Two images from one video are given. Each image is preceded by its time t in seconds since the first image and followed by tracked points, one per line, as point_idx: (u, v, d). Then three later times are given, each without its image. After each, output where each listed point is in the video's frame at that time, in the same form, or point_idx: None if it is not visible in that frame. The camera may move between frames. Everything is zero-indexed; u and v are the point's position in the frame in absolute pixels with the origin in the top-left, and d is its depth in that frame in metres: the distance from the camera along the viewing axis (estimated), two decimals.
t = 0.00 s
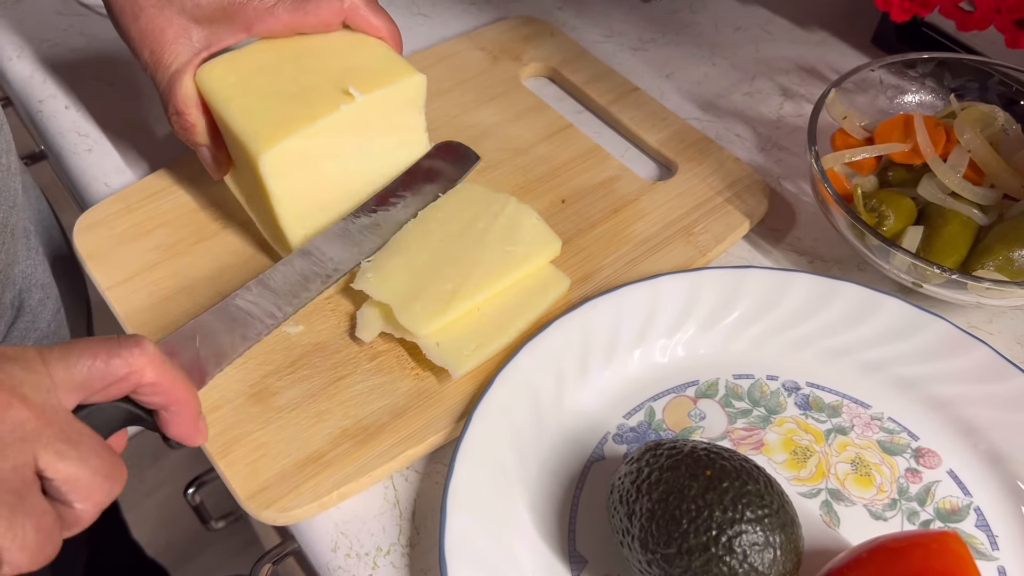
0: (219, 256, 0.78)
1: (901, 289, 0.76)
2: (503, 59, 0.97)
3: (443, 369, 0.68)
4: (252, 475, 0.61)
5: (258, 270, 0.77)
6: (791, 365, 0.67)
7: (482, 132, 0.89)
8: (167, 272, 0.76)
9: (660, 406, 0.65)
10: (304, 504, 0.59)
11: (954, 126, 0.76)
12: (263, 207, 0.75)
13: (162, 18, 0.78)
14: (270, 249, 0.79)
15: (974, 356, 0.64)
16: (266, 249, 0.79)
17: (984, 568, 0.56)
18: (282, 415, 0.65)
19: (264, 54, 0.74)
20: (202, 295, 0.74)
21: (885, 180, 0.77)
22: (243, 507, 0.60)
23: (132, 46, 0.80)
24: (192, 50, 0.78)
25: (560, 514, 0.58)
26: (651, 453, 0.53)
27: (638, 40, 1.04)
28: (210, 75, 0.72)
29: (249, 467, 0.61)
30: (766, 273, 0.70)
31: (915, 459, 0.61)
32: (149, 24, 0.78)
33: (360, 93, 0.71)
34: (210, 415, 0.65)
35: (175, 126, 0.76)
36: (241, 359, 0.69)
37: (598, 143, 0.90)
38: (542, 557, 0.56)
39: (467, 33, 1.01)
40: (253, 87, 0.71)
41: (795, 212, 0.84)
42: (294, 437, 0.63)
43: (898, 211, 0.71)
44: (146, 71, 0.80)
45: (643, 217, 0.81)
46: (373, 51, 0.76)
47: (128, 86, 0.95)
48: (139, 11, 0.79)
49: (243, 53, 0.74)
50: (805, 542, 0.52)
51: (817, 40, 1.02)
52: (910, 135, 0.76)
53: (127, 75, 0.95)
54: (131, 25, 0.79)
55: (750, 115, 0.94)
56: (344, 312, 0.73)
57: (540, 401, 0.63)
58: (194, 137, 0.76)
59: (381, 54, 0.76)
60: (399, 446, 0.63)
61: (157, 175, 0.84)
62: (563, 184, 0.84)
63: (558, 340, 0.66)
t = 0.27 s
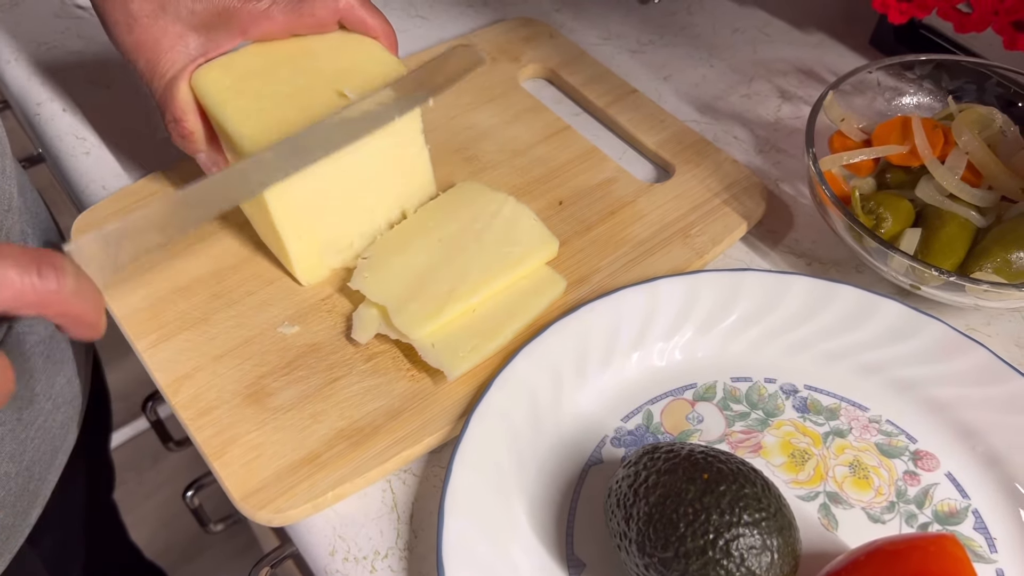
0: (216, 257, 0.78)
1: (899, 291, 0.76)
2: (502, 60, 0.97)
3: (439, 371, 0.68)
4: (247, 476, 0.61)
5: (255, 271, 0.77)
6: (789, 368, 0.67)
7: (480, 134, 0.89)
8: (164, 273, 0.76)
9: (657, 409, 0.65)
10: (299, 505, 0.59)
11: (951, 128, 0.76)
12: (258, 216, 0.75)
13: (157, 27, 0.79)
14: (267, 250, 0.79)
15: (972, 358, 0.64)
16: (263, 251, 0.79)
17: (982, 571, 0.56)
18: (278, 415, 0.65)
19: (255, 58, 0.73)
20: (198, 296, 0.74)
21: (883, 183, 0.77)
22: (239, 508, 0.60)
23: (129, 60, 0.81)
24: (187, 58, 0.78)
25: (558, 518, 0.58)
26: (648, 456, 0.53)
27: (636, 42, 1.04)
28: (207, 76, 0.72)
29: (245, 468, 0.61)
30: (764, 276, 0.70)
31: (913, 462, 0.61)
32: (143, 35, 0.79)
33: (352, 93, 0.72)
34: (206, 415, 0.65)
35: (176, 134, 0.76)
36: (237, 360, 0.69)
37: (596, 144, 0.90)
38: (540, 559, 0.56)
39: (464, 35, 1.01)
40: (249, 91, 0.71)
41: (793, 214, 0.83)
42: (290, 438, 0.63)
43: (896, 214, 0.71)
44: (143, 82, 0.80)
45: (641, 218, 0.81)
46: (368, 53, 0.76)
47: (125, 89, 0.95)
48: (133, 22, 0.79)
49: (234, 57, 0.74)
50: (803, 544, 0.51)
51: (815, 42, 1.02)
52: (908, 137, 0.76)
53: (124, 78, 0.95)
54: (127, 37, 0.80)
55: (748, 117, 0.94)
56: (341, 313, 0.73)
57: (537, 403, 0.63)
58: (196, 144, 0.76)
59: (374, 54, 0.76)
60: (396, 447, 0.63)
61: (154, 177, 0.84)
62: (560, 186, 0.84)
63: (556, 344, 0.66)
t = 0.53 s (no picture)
0: (214, 261, 0.77)
1: (898, 294, 0.76)
2: (501, 63, 0.97)
3: (438, 375, 0.68)
4: (246, 480, 0.61)
5: (254, 274, 0.77)
6: (788, 371, 0.67)
7: (479, 137, 0.89)
8: (162, 277, 0.76)
9: (656, 412, 0.65)
10: (298, 509, 0.59)
11: (950, 130, 0.76)
12: (271, 219, 0.75)
13: (145, 43, 0.79)
14: (266, 253, 0.79)
15: (972, 361, 0.64)
16: (262, 254, 0.78)
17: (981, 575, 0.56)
18: (277, 419, 0.65)
19: (248, 63, 0.74)
20: (197, 299, 0.74)
21: (882, 185, 0.77)
22: (237, 512, 0.60)
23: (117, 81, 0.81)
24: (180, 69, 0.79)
25: (557, 521, 0.58)
26: (647, 460, 0.53)
27: (634, 45, 1.04)
28: (201, 89, 0.72)
29: (243, 472, 0.61)
30: (763, 278, 0.70)
31: (913, 465, 0.61)
32: (131, 52, 0.79)
33: (356, 88, 0.72)
34: (205, 419, 0.65)
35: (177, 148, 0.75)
36: (235, 364, 0.69)
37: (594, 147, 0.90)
38: (539, 564, 0.56)
39: (463, 38, 1.01)
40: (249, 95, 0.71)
41: (792, 217, 0.83)
42: (289, 442, 0.63)
43: (895, 216, 0.71)
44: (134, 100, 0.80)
45: (639, 221, 0.80)
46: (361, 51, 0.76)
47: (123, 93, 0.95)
48: (119, 41, 0.79)
49: (228, 64, 0.74)
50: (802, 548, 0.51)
51: (814, 45, 1.03)
52: (907, 139, 0.76)
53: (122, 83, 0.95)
54: (114, 56, 0.79)
55: (747, 119, 0.94)
56: (340, 317, 0.73)
57: (536, 407, 0.63)
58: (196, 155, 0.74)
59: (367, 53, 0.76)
60: (395, 451, 0.63)
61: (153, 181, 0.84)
62: (559, 189, 0.84)
63: (555, 347, 0.66)
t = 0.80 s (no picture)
0: (212, 262, 0.77)
1: (895, 294, 0.76)
2: (499, 64, 0.97)
3: (436, 376, 0.68)
4: (244, 482, 0.61)
5: (252, 275, 0.77)
6: (786, 372, 0.67)
7: (477, 138, 0.89)
8: (160, 278, 0.76)
9: (654, 413, 0.65)
10: (296, 511, 0.59)
11: (948, 131, 0.76)
12: (269, 220, 0.75)
13: (143, 43, 0.79)
14: (264, 254, 0.79)
15: (969, 362, 0.64)
16: (260, 255, 0.78)
17: None
18: (275, 421, 0.65)
19: (247, 63, 0.74)
20: (195, 300, 0.74)
21: (879, 186, 0.77)
22: (235, 513, 0.60)
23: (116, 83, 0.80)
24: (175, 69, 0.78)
25: (554, 522, 0.58)
26: (645, 461, 0.53)
27: (632, 46, 1.04)
28: (198, 89, 0.72)
29: (241, 473, 0.61)
30: (760, 279, 0.70)
31: (910, 466, 0.61)
32: (131, 52, 0.79)
33: (354, 89, 0.72)
34: (203, 420, 0.65)
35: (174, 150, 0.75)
36: (233, 365, 0.69)
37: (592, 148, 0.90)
38: (537, 565, 0.56)
39: (461, 39, 1.01)
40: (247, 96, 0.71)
41: (790, 217, 0.83)
42: (287, 443, 0.63)
43: (892, 217, 0.71)
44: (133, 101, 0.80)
45: (637, 222, 0.81)
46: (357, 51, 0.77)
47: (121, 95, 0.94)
48: (118, 41, 0.79)
49: (226, 64, 0.74)
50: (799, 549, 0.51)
51: (812, 45, 1.03)
52: (904, 140, 0.76)
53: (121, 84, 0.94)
54: (111, 56, 0.79)
55: (745, 120, 0.94)
56: (338, 318, 0.73)
57: (534, 408, 0.63)
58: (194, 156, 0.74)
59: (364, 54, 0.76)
60: (393, 452, 0.63)
61: (151, 182, 0.84)
62: (557, 190, 0.84)
63: (553, 348, 0.66)
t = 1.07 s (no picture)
0: (211, 263, 0.77)
1: (894, 295, 0.76)
2: (498, 65, 0.97)
3: (435, 377, 0.68)
4: (243, 483, 0.61)
5: (251, 276, 0.77)
6: (784, 373, 0.67)
7: (476, 139, 0.89)
8: (159, 279, 0.76)
9: (653, 414, 0.65)
10: (295, 511, 0.59)
11: (946, 132, 0.76)
12: (268, 221, 0.75)
13: (142, 42, 0.79)
14: (264, 255, 0.79)
15: (967, 363, 0.64)
16: (259, 256, 0.79)
17: None
18: (274, 422, 0.65)
19: (247, 64, 0.74)
20: (194, 301, 0.74)
21: (877, 187, 0.77)
22: (234, 514, 0.60)
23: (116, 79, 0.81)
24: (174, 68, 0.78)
25: (553, 523, 0.58)
26: (643, 462, 0.53)
27: (631, 46, 1.04)
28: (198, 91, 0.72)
29: (240, 474, 0.61)
30: (759, 280, 0.70)
31: (908, 466, 0.61)
32: (129, 50, 0.79)
33: (355, 91, 0.72)
34: (202, 421, 0.65)
35: (172, 149, 0.76)
36: (232, 366, 0.69)
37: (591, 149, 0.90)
38: (536, 566, 0.56)
39: (460, 40, 1.01)
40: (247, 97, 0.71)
41: (788, 218, 0.84)
42: (286, 444, 0.63)
43: (890, 218, 0.71)
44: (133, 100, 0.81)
45: (635, 223, 0.81)
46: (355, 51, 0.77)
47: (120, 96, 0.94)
48: (117, 39, 0.79)
49: (225, 66, 0.74)
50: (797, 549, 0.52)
51: (810, 46, 1.03)
52: (902, 141, 0.76)
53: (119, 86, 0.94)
54: (111, 54, 0.80)
55: (743, 121, 0.94)
56: (337, 319, 0.73)
57: (533, 409, 0.63)
58: (191, 155, 0.76)
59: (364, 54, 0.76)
60: (392, 453, 0.63)
61: (150, 183, 0.84)
62: (556, 191, 0.84)
63: (552, 348, 0.66)
